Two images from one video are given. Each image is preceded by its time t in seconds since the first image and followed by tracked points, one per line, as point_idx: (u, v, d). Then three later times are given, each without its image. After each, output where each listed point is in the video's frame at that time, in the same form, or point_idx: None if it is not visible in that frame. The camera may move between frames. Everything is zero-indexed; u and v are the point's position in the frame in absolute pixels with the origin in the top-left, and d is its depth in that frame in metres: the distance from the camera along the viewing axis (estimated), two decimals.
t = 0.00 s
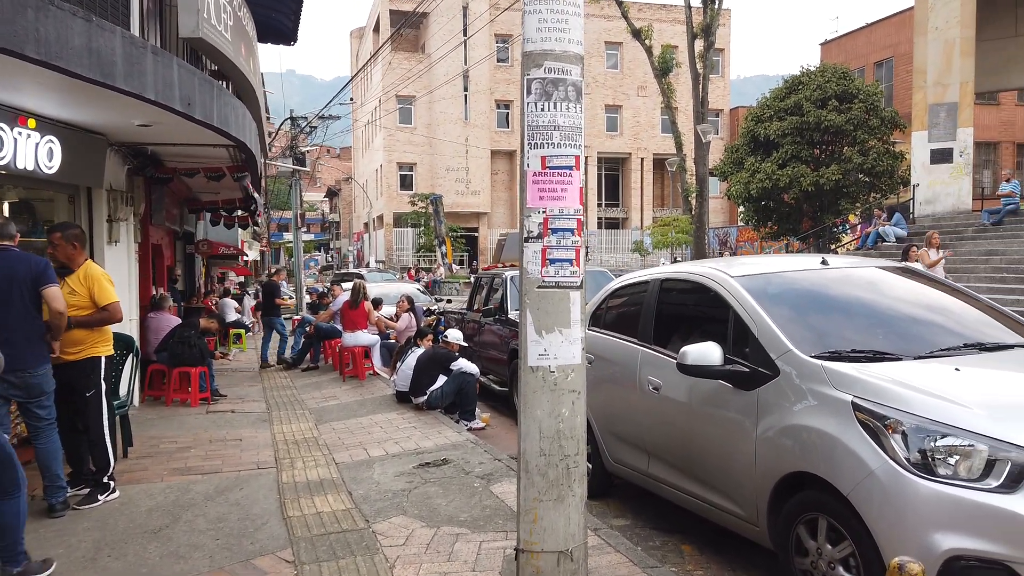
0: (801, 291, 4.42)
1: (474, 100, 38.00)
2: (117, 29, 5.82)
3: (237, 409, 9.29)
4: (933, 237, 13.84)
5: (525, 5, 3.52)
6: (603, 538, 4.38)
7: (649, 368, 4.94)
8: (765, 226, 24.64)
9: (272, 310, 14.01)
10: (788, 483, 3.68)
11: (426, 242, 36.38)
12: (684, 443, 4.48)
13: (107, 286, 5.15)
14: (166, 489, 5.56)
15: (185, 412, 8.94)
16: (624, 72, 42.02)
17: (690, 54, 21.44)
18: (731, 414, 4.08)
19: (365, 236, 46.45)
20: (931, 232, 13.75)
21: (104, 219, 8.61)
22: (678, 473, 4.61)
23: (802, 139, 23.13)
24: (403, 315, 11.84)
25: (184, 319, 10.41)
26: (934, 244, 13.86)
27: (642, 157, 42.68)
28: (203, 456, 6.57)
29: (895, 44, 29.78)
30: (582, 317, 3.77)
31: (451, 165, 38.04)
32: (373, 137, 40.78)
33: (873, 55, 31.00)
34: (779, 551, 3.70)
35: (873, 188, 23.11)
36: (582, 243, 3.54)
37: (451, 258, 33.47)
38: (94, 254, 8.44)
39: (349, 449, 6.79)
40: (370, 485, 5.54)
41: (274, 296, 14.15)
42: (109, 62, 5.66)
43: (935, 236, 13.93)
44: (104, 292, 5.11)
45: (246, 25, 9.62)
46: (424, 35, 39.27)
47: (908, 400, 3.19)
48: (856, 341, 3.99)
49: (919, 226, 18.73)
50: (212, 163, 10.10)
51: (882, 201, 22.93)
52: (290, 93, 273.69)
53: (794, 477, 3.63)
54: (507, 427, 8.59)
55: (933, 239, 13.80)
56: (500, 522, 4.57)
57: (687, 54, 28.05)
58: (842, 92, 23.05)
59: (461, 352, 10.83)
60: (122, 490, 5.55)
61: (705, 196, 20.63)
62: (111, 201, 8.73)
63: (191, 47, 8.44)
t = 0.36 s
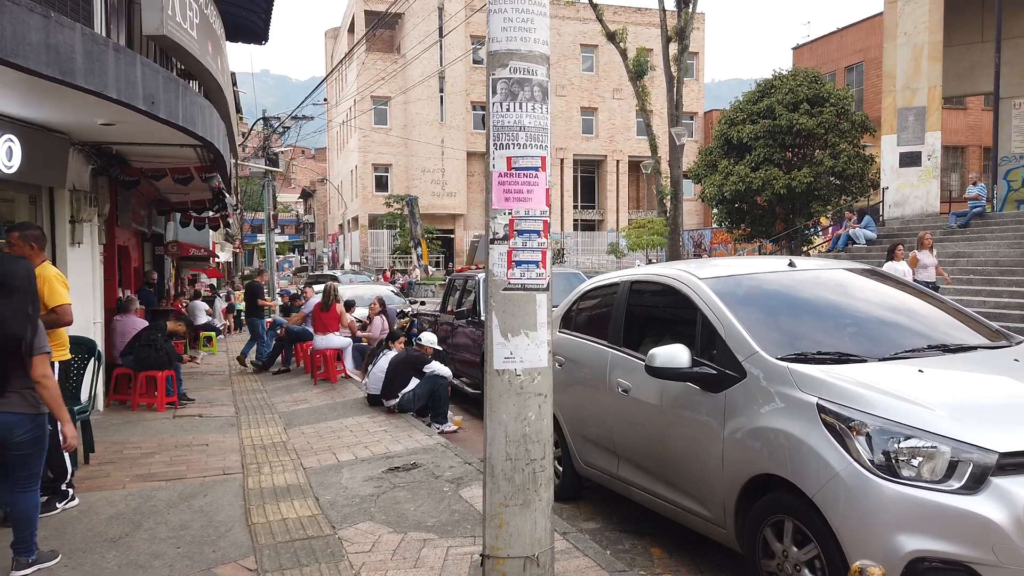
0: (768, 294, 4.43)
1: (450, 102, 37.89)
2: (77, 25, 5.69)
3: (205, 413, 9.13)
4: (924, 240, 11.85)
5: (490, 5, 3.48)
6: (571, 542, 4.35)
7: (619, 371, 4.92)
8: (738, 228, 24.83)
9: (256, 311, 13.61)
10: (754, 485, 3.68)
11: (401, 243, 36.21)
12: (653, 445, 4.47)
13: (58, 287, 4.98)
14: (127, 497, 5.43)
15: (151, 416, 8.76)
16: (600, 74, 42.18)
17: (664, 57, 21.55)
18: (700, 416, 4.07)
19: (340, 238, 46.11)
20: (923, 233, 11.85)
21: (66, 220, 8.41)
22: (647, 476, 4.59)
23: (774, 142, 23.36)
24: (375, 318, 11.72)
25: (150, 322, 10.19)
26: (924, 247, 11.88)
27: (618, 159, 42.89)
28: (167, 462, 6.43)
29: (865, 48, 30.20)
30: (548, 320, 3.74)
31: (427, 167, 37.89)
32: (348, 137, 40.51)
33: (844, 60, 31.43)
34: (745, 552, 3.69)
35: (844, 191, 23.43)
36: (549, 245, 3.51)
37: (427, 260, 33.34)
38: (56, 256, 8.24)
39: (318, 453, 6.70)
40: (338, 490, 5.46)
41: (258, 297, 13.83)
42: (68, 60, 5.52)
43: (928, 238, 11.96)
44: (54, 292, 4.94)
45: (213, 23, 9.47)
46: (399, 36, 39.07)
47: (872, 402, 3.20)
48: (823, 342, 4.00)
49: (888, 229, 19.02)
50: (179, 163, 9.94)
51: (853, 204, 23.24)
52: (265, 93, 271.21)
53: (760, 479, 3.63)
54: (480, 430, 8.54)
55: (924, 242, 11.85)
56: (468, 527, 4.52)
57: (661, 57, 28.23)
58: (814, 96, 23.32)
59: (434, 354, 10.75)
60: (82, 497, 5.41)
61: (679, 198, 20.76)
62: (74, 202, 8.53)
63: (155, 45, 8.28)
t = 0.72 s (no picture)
0: (737, 293, 4.45)
1: (425, 102, 37.78)
2: (38, 19, 5.55)
3: (171, 415, 8.98)
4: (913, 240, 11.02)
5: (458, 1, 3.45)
6: (541, 542, 4.34)
7: (590, 370, 4.93)
8: (711, 230, 25.05)
9: (233, 311, 13.72)
10: (722, 484, 3.69)
11: (375, 244, 36.03)
12: (623, 445, 4.47)
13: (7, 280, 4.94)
14: (89, 501, 5.31)
15: (115, 419, 8.58)
16: (574, 76, 42.34)
17: (638, 59, 21.65)
18: (669, 415, 4.08)
19: (313, 239, 45.75)
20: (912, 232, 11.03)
21: (28, 219, 8.22)
22: (617, 476, 4.59)
23: (746, 145, 23.62)
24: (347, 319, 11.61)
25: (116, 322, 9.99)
26: (913, 247, 11.05)
27: (592, 161, 43.09)
28: (132, 465, 6.30)
29: (835, 53, 30.65)
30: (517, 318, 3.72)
31: (401, 167, 37.73)
32: (322, 137, 40.19)
33: (814, 65, 31.90)
34: (713, 550, 3.71)
35: (814, 193, 23.76)
36: (517, 244, 3.49)
37: (402, 261, 33.16)
38: (17, 256, 8.05)
39: (287, 456, 6.60)
40: (306, 493, 5.39)
41: (237, 297, 13.95)
42: (28, 54, 5.38)
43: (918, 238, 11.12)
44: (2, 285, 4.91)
45: (180, 19, 9.34)
46: (373, 36, 38.89)
47: (837, 400, 3.22)
48: (792, 342, 4.03)
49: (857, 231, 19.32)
50: (146, 161, 9.78)
51: (823, 206, 23.58)
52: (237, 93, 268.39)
53: (728, 477, 3.64)
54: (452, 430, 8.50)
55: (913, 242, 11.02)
56: (437, 529, 4.48)
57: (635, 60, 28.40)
58: (784, 100, 23.61)
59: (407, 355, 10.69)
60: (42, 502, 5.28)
61: (652, 200, 20.88)
62: (36, 200, 8.34)
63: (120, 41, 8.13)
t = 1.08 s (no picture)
0: (704, 294, 4.49)
1: (399, 102, 37.62)
2: None
3: (137, 417, 8.83)
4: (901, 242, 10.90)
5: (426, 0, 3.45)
6: (509, 542, 4.36)
7: (560, 370, 4.94)
8: (682, 231, 25.28)
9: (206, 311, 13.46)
10: (689, 482, 3.72)
11: (348, 244, 35.78)
12: (592, 444, 4.49)
13: None
14: (51, 504, 5.21)
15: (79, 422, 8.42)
16: (548, 77, 42.48)
17: (611, 61, 21.74)
18: (637, 414, 4.11)
19: (284, 239, 45.30)
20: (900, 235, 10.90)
21: None
22: (586, 475, 4.61)
23: (717, 147, 23.88)
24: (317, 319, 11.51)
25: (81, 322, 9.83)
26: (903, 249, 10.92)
27: (566, 162, 43.24)
28: (95, 468, 6.19)
29: (804, 58, 31.11)
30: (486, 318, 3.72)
31: (374, 167, 37.54)
32: (293, 136, 39.84)
33: (783, 68, 32.36)
34: (679, 548, 3.74)
35: (784, 196, 24.09)
36: (485, 243, 3.48)
37: (374, 261, 32.94)
38: None
39: (255, 458, 6.53)
40: (273, 494, 5.33)
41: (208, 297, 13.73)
42: None
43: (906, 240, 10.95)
44: None
45: (147, 15, 9.19)
46: (346, 35, 38.65)
47: (800, 398, 3.27)
48: (758, 342, 4.07)
49: (824, 232, 19.64)
50: (112, 159, 9.62)
51: (792, 208, 23.91)
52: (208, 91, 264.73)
53: (694, 476, 3.68)
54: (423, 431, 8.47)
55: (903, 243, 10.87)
56: (406, 530, 4.46)
57: (607, 62, 28.57)
58: (754, 103, 23.90)
59: (378, 355, 10.63)
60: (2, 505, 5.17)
61: (625, 201, 21.00)
62: None
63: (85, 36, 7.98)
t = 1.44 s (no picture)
0: (668, 292, 4.54)
1: (368, 101, 37.36)
2: None
3: (96, 419, 8.64)
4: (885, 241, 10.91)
5: None
6: (474, 540, 4.36)
7: (526, 369, 4.95)
8: (651, 232, 25.49)
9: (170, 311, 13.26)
10: (651, 477, 3.76)
11: (316, 244, 35.44)
12: (557, 442, 4.51)
13: None
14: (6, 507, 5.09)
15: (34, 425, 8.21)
16: (518, 78, 42.53)
17: (580, 63, 21.83)
18: (602, 412, 4.13)
19: (250, 239, 44.70)
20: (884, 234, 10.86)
21: None
22: (551, 473, 4.63)
23: (684, 149, 24.14)
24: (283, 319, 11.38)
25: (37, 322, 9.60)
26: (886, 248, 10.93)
27: (536, 163, 43.33)
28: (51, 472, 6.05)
29: (769, 61, 31.58)
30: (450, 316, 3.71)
31: (343, 166, 37.26)
32: (260, 135, 39.32)
33: (750, 71, 32.81)
34: (642, 544, 3.77)
35: (750, 197, 24.40)
36: (449, 242, 3.48)
37: (343, 261, 32.67)
38: None
39: (217, 459, 6.44)
40: (236, 496, 5.27)
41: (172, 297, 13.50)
42: None
43: (891, 239, 10.87)
44: None
45: (106, 10, 9.00)
46: (314, 33, 38.27)
47: (759, 394, 3.32)
48: (721, 341, 4.12)
49: (789, 233, 19.96)
50: (70, 157, 9.42)
51: (758, 210, 24.23)
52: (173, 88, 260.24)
53: (657, 471, 3.71)
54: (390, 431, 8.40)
55: (887, 242, 10.86)
56: (370, 529, 4.44)
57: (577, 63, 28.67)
58: (721, 105, 24.20)
59: (345, 355, 10.54)
60: None
61: (595, 202, 21.11)
62: None
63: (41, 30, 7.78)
